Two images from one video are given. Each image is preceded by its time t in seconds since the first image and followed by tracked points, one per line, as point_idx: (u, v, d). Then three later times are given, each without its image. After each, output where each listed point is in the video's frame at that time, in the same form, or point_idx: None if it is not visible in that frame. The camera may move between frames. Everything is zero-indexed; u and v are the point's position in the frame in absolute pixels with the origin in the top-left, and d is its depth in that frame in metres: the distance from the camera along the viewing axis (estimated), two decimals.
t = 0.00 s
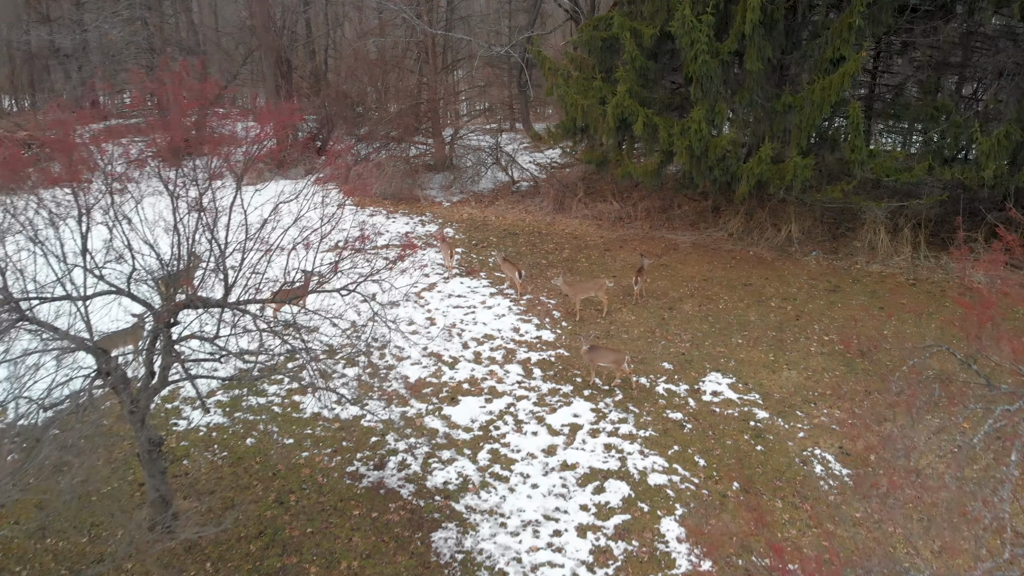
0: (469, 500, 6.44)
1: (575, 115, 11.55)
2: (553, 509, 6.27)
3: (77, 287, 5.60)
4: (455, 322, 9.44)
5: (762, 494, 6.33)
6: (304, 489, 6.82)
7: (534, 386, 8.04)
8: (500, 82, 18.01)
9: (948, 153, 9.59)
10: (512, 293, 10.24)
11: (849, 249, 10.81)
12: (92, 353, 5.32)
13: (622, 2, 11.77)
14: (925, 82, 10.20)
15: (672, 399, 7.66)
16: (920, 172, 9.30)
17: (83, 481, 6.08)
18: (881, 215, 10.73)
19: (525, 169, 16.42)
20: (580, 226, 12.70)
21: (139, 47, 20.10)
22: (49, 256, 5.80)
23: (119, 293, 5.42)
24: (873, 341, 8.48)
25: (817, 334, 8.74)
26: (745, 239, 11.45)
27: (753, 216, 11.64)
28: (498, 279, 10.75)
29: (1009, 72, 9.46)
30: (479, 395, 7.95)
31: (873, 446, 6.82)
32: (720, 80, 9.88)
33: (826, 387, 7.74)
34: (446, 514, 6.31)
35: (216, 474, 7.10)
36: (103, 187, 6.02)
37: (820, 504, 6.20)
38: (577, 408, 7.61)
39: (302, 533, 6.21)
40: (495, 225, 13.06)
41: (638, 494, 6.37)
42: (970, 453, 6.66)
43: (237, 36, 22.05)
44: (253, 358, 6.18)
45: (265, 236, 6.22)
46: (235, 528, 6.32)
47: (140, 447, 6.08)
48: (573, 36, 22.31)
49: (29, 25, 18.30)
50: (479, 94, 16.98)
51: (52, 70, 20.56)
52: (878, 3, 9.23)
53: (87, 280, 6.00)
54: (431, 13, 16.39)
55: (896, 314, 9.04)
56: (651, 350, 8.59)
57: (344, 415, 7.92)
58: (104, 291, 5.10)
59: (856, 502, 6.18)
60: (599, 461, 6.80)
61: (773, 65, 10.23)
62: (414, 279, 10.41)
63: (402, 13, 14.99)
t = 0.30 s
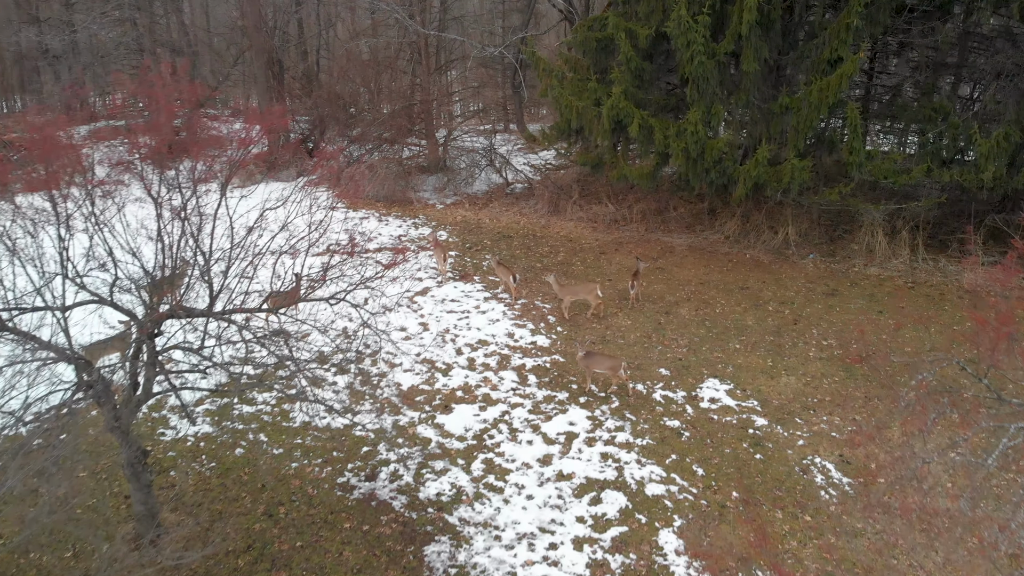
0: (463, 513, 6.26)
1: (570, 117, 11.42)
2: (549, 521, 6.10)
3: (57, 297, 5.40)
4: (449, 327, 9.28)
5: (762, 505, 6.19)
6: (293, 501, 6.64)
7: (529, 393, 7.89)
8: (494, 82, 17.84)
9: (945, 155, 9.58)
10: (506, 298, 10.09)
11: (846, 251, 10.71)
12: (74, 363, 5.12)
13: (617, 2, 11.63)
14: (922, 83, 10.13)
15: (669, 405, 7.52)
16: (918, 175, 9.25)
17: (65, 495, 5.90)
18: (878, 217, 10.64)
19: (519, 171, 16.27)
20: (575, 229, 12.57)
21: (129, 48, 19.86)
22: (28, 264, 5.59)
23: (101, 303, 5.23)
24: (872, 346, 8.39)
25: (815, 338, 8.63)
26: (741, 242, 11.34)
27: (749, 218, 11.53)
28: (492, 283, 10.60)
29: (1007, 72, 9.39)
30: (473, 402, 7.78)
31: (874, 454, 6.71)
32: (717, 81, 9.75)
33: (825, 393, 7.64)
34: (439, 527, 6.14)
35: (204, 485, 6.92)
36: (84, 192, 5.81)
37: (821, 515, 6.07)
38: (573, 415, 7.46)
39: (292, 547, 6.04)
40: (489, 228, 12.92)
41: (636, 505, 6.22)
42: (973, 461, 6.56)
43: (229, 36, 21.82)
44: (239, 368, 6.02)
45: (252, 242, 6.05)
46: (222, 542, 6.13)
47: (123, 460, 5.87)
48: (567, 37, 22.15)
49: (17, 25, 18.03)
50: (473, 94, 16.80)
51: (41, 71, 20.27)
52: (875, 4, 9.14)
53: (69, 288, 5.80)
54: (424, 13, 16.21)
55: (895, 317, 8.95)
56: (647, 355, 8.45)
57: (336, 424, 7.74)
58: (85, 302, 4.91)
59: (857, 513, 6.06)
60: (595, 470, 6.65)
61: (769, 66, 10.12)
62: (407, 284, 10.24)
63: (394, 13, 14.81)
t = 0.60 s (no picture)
0: (456, 525, 6.10)
1: (564, 118, 11.29)
2: (545, 533, 5.94)
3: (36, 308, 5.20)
4: (442, 332, 9.11)
5: (762, 516, 6.06)
6: (283, 514, 6.46)
7: (524, 401, 7.71)
8: (488, 83, 17.67)
9: (944, 157, 9.55)
10: (501, 302, 9.94)
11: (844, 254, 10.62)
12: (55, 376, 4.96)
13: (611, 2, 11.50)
14: (921, 84, 10.04)
15: (666, 412, 7.39)
16: (917, 178, 9.19)
17: (46, 510, 5.72)
18: (877, 220, 10.55)
19: (514, 172, 16.12)
20: (570, 232, 12.44)
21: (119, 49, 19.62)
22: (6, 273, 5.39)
23: (83, 313, 5.05)
24: (870, 351, 8.30)
25: (814, 343, 8.53)
26: (738, 245, 11.23)
27: (746, 220, 11.42)
28: (486, 287, 10.45)
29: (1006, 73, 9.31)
30: (466, 410, 7.59)
31: (875, 463, 6.60)
32: (713, 82, 9.63)
33: (824, 399, 7.55)
34: (432, 540, 5.97)
35: (192, 497, 6.75)
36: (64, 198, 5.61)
37: (823, 526, 5.95)
38: (569, 424, 7.29)
39: (281, 562, 5.87)
40: (483, 230, 12.77)
41: (633, 517, 6.07)
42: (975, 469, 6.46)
43: (220, 37, 21.60)
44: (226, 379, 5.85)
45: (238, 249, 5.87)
46: (209, 557, 5.96)
47: (107, 474, 5.68)
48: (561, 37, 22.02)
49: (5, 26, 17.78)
50: (466, 95, 16.62)
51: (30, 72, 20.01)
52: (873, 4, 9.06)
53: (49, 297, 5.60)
54: (417, 14, 16.03)
55: (893, 322, 8.87)
56: (644, 361, 8.31)
57: (325, 433, 7.50)
58: (65, 313, 4.73)
59: (859, 524, 5.94)
60: (592, 481, 6.50)
61: (766, 67, 10.01)
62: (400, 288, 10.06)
63: (386, 13, 14.63)
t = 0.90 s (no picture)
0: (450, 539, 5.93)
1: (560, 120, 11.14)
2: (541, 547, 5.77)
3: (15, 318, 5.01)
4: (436, 338, 8.94)
5: (764, 528, 5.92)
6: (273, 527, 6.27)
7: (519, 409, 7.54)
8: (482, 83, 17.53)
9: (943, 159, 9.56)
10: (496, 307, 9.79)
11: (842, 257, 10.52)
12: (36, 390, 4.77)
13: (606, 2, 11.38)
14: (919, 86, 9.99)
15: (665, 420, 7.27)
16: (916, 181, 9.13)
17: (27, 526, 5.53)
18: (875, 222, 10.46)
19: (509, 174, 15.97)
20: (566, 234, 12.31)
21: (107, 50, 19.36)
22: None
23: (64, 324, 4.88)
24: (870, 357, 8.23)
25: (813, 348, 8.44)
26: (735, 248, 11.12)
27: (743, 223, 11.30)
28: (480, 292, 10.30)
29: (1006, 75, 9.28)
30: (461, 418, 7.41)
31: (877, 472, 6.51)
32: (710, 83, 9.50)
33: (825, 407, 7.47)
34: (426, 554, 5.80)
35: (180, 510, 6.57)
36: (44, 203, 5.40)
37: (825, 537, 5.82)
38: (565, 432, 7.13)
39: None
40: (478, 233, 12.62)
41: (632, 529, 5.91)
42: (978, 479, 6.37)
43: (211, 37, 21.33)
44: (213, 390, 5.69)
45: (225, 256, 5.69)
46: (197, 573, 5.77)
47: (90, 489, 5.48)
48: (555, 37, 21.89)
49: None
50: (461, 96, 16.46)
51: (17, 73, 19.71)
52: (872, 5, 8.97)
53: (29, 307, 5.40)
54: (411, 14, 15.88)
55: (893, 326, 8.81)
56: (641, 367, 8.17)
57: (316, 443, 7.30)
58: (45, 325, 4.56)
59: (862, 535, 5.83)
60: (589, 492, 6.35)
61: (763, 68, 9.91)
62: (393, 293, 9.90)
63: (380, 14, 14.48)
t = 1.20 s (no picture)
0: (446, 553, 5.74)
1: (556, 122, 10.99)
2: (539, 561, 5.60)
3: None
4: (431, 344, 8.75)
5: (766, 541, 5.77)
6: (263, 541, 6.06)
7: (516, 417, 7.36)
8: (478, 84, 17.28)
9: (945, 161, 9.50)
10: (492, 311, 9.62)
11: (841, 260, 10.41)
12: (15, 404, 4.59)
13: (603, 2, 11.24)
14: (919, 87, 9.90)
15: (664, 428, 7.12)
16: (917, 183, 9.03)
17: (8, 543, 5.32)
18: (876, 225, 10.36)
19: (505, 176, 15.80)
20: (563, 237, 12.15)
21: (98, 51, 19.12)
22: None
23: (46, 335, 4.68)
24: (872, 363, 8.14)
25: (814, 354, 8.33)
26: (734, 251, 10.99)
27: (742, 225, 11.17)
28: (476, 296, 10.13)
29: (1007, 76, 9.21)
30: (456, 428, 7.24)
31: (880, 482, 6.39)
32: (709, 84, 9.35)
33: (826, 414, 7.36)
34: (420, 569, 5.61)
35: (168, 524, 6.39)
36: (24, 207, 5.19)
37: (829, 550, 5.68)
38: (563, 441, 6.96)
39: None
40: (473, 236, 12.48)
41: (631, 542, 5.74)
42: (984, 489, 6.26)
43: (203, 38, 21.09)
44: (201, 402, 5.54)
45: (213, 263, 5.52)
46: None
47: (75, 504, 5.28)
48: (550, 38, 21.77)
49: None
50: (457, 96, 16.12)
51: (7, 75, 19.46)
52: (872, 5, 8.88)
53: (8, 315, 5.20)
54: (405, 14, 15.71)
55: (895, 330, 8.74)
56: (640, 373, 8.02)
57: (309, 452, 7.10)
58: (27, 337, 4.35)
59: (867, 547, 5.70)
60: (588, 503, 6.19)
61: (763, 69, 9.78)
62: (387, 297, 9.72)
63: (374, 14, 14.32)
